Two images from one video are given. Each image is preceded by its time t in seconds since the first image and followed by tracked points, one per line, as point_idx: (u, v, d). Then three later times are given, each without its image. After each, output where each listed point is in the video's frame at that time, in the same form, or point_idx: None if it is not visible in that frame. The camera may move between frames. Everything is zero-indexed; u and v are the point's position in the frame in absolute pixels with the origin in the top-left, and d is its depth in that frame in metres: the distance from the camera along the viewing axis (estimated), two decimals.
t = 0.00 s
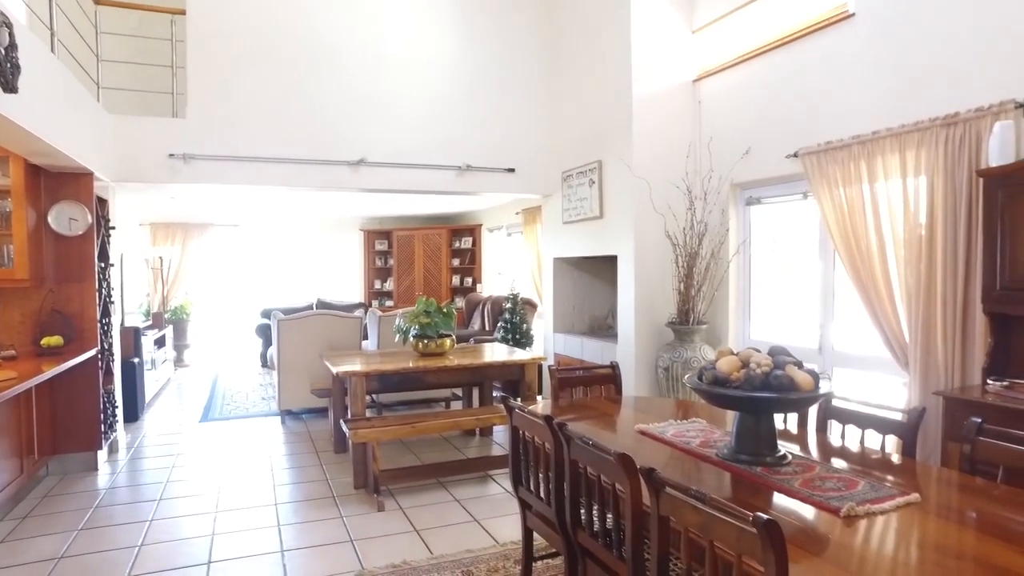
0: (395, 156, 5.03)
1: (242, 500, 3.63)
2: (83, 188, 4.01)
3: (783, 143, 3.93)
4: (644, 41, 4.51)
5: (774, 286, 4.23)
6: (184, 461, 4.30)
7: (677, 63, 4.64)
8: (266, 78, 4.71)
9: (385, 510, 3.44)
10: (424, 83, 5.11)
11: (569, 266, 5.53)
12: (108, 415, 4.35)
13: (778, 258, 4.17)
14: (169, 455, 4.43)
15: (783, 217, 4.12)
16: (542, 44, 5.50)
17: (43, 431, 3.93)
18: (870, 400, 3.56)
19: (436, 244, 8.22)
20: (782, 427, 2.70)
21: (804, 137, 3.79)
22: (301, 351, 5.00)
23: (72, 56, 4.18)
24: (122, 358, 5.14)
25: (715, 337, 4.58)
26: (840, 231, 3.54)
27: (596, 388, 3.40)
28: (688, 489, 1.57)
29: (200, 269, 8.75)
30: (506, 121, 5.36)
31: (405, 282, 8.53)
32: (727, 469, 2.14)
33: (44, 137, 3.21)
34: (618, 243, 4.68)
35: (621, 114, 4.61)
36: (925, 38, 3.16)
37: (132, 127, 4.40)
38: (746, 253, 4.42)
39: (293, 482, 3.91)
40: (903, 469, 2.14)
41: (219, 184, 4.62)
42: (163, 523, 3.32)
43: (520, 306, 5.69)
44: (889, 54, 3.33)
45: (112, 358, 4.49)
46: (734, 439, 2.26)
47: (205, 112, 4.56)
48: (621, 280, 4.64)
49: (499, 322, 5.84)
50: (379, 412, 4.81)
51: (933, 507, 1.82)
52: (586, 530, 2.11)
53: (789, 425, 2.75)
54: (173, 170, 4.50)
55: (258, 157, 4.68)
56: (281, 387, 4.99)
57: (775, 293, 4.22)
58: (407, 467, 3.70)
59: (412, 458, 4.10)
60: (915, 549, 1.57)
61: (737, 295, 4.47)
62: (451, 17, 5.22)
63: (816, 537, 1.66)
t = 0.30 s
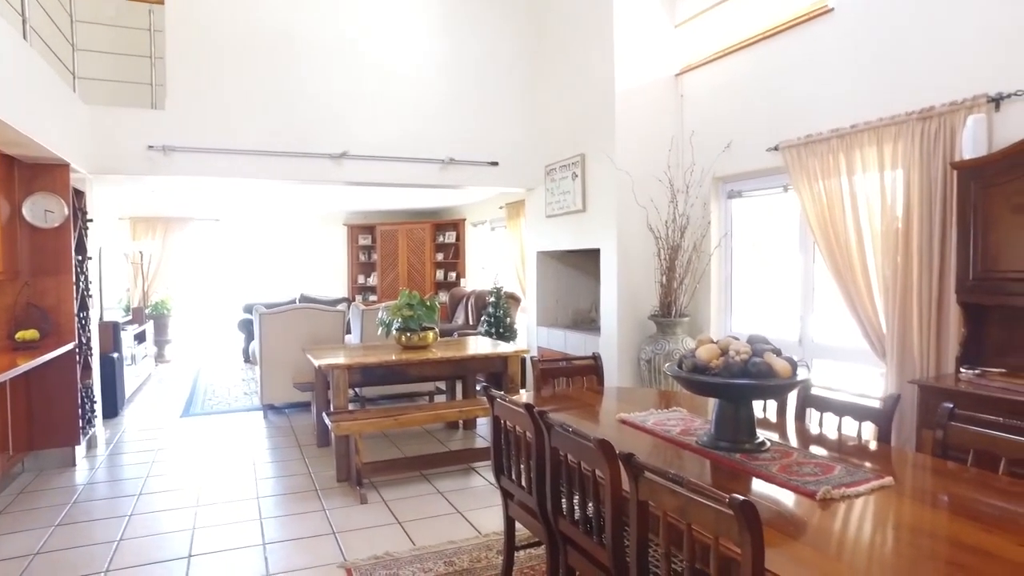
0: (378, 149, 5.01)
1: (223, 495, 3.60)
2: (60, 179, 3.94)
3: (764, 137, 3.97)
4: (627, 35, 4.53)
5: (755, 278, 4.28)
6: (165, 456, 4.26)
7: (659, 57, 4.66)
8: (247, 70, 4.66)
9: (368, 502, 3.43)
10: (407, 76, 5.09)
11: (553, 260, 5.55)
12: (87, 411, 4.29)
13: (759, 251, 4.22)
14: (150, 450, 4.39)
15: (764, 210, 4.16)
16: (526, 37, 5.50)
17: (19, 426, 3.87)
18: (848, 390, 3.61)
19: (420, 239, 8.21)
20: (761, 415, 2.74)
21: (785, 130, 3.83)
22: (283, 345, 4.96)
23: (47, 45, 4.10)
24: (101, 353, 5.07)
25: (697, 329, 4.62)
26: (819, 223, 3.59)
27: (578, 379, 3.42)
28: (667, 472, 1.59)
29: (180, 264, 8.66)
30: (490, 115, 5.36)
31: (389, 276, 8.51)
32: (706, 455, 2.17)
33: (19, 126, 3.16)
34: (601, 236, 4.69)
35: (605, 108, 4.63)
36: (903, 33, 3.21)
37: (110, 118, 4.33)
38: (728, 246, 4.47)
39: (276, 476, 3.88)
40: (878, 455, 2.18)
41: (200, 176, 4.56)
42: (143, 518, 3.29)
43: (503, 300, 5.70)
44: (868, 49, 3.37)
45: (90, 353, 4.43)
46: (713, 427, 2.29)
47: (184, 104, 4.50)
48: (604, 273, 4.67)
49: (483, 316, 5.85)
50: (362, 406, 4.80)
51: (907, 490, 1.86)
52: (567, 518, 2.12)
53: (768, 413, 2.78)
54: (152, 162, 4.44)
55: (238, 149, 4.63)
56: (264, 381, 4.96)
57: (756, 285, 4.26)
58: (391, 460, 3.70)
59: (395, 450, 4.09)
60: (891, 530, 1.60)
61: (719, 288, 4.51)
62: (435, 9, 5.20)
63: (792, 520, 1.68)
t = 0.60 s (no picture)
0: (362, 142, 4.98)
1: (206, 490, 3.57)
2: (37, 171, 3.88)
3: (746, 131, 4.01)
4: (611, 29, 4.54)
5: (737, 271, 4.32)
6: (147, 452, 4.21)
7: (643, 52, 4.68)
8: (228, 62, 4.60)
9: (352, 496, 3.42)
10: (391, 69, 5.07)
11: (538, 255, 5.56)
12: (66, 407, 4.23)
13: (742, 244, 4.26)
14: (131, 446, 4.34)
15: (746, 203, 4.20)
16: (510, 31, 5.49)
17: None
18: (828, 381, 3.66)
19: (404, 234, 8.19)
20: (743, 405, 2.77)
21: (767, 125, 3.87)
22: (266, 340, 4.92)
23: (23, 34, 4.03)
24: (81, 349, 5.01)
25: (681, 323, 4.65)
26: (800, 217, 3.63)
27: (562, 372, 3.43)
28: (649, 459, 1.60)
29: (162, 260, 8.56)
30: (474, 109, 5.35)
31: (373, 271, 8.49)
32: (689, 444, 2.19)
33: None
34: (585, 230, 4.71)
35: (589, 102, 4.64)
36: (883, 28, 3.25)
37: (89, 109, 4.26)
38: (711, 239, 4.50)
39: (260, 471, 3.86)
40: (857, 443, 2.21)
41: (181, 169, 4.51)
42: (124, 514, 3.25)
43: (488, 295, 5.69)
44: (849, 44, 3.41)
45: (69, 348, 4.37)
46: (695, 416, 2.31)
47: (164, 95, 4.44)
48: (589, 267, 4.68)
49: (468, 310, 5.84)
50: (346, 401, 4.78)
51: (885, 476, 1.89)
52: (551, 507, 2.13)
53: (749, 403, 2.82)
54: (132, 155, 4.37)
55: (220, 142, 4.58)
56: (247, 377, 4.92)
57: (739, 278, 4.30)
58: (375, 454, 3.69)
59: (379, 444, 4.08)
60: (871, 515, 1.63)
61: (702, 281, 4.55)
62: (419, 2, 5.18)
63: (772, 506, 1.70)
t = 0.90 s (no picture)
0: (345, 135, 4.95)
1: (187, 485, 3.54)
2: (12, 162, 3.80)
3: (728, 125, 4.04)
4: (594, 23, 4.56)
5: (719, 264, 4.36)
6: (126, 448, 4.17)
7: (626, 46, 4.71)
8: (208, 53, 4.55)
9: (335, 489, 3.41)
10: (375, 62, 5.04)
11: (522, 249, 5.57)
12: (43, 403, 4.16)
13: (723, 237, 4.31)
14: (111, 442, 4.29)
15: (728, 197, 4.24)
16: (494, 25, 5.49)
17: None
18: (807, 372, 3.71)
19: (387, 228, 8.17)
20: (723, 394, 2.80)
21: (748, 119, 3.91)
22: (248, 334, 4.88)
23: None
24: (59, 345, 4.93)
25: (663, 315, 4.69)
26: (780, 209, 3.67)
27: (545, 363, 3.45)
28: (629, 444, 1.61)
29: (141, 255, 8.46)
30: (458, 102, 5.34)
31: (356, 266, 8.46)
32: (669, 432, 2.21)
33: None
34: (569, 223, 4.72)
35: (572, 96, 4.65)
36: (862, 23, 3.29)
37: (65, 100, 4.19)
38: (693, 232, 4.54)
39: (242, 465, 3.83)
40: (835, 429, 2.25)
41: (161, 161, 4.45)
42: (102, 510, 3.22)
43: (472, 289, 5.69)
44: (828, 38, 3.46)
45: (45, 343, 4.30)
46: (676, 404, 2.33)
47: (143, 87, 4.38)
48: (572, 260, 4.70)
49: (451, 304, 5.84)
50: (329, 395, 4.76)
51: (861, 460, 1.92)
52: (533, 495, 2.14)
53: (729, 392, 2.85)
54: (111, 146, 4.31)
55: (201, 134, 4.53)
56: (228, 371, 4.88)
57: (721, 271, 4.35)
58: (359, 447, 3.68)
59: (362, 437, 4.07)
60: (848, 498, 1.66)
61: (684, 274, 4.58)
62: None
63: (750, 490, 1.73)
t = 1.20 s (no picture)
0: (328, 130, 4.92)
1: (169, 481, 3.51)
2: None
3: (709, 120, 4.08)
4: (578, 18, 4.57)
5: (701, 258, 4.40)
6: (106, 445, 4.12)
7: (610, 42, 4.73)
8: (189, 45, 4.50)
9: (319, 483, 3.40)
10: (359, 56, 5.02)
11: (506, 244, 5.58)
12: (20, 399, 4.10)
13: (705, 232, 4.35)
14: (90, 438, 4.24)
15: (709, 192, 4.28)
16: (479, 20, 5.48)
17: None
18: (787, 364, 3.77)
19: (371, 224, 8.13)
20: (704, 385, 2.83)
21: (729, 114, 3.95)
22: (229, 330, 4.84)
23: None
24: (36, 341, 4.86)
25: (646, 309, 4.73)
26: (760, 204, 3.71)
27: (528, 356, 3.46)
28: (609, 431, 1.63)
29: (121, 251, 8.37)
30: (442, 97, 5.33)
31: (340, 262, 8.43)
32: (650, 421, 2.23)
33: None
34: (552, 218, 4.74)
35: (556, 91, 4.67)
36: (840, 19, 3.34)
37: (42, 92, 4.12)
38: (676, 227, 4.57)
39: (225, 461, 3.81)
40: (812, 418, 2.28)
41: (140, 154, 4.39)
42: (81, 506, 3.18)
43: (455, 284, 5.68)
44: (808, 34, 3.50)
45: (22, 339, 4.23)
46: (657, 394, 2.36)
47: (122, 79, 4.32)
48: (555, 254, 4.72)
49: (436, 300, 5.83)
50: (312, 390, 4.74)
51: (837, 447, 1.96)
52: (515, 485, 2.15)
53: (710, 383, 2.88)
54: (89, 139, 4.25)
55: (181, 128, 4.48)
56: (211, 368, 4.84)
57: (703, 265, 4.39)
58: (342, 441, 3.67)
59: (346, 432, 4.06)
60: (823, 483, 1.69)
61: (667, 269, 4.62)
62: None
63: (728, 477, 1.75)
